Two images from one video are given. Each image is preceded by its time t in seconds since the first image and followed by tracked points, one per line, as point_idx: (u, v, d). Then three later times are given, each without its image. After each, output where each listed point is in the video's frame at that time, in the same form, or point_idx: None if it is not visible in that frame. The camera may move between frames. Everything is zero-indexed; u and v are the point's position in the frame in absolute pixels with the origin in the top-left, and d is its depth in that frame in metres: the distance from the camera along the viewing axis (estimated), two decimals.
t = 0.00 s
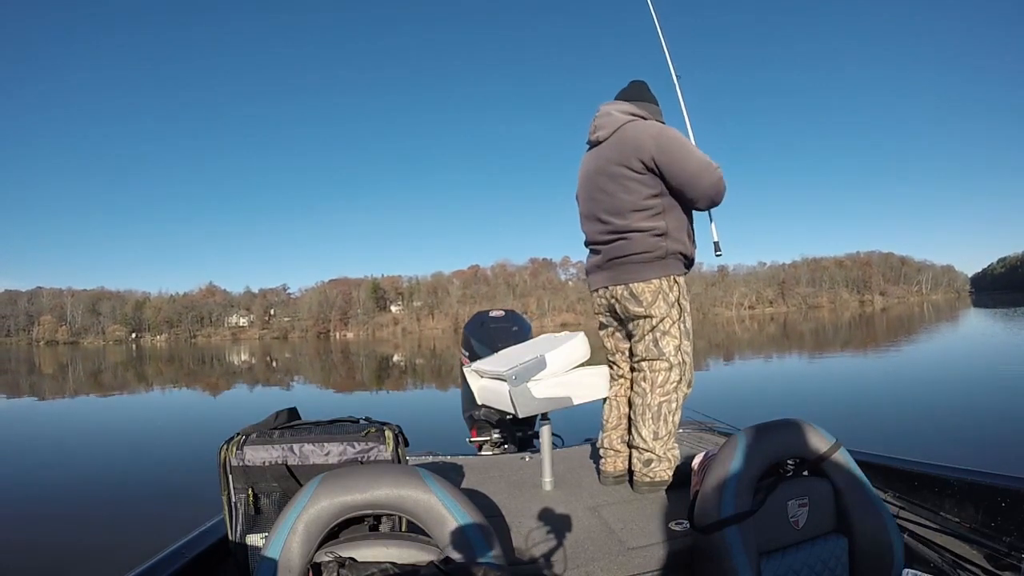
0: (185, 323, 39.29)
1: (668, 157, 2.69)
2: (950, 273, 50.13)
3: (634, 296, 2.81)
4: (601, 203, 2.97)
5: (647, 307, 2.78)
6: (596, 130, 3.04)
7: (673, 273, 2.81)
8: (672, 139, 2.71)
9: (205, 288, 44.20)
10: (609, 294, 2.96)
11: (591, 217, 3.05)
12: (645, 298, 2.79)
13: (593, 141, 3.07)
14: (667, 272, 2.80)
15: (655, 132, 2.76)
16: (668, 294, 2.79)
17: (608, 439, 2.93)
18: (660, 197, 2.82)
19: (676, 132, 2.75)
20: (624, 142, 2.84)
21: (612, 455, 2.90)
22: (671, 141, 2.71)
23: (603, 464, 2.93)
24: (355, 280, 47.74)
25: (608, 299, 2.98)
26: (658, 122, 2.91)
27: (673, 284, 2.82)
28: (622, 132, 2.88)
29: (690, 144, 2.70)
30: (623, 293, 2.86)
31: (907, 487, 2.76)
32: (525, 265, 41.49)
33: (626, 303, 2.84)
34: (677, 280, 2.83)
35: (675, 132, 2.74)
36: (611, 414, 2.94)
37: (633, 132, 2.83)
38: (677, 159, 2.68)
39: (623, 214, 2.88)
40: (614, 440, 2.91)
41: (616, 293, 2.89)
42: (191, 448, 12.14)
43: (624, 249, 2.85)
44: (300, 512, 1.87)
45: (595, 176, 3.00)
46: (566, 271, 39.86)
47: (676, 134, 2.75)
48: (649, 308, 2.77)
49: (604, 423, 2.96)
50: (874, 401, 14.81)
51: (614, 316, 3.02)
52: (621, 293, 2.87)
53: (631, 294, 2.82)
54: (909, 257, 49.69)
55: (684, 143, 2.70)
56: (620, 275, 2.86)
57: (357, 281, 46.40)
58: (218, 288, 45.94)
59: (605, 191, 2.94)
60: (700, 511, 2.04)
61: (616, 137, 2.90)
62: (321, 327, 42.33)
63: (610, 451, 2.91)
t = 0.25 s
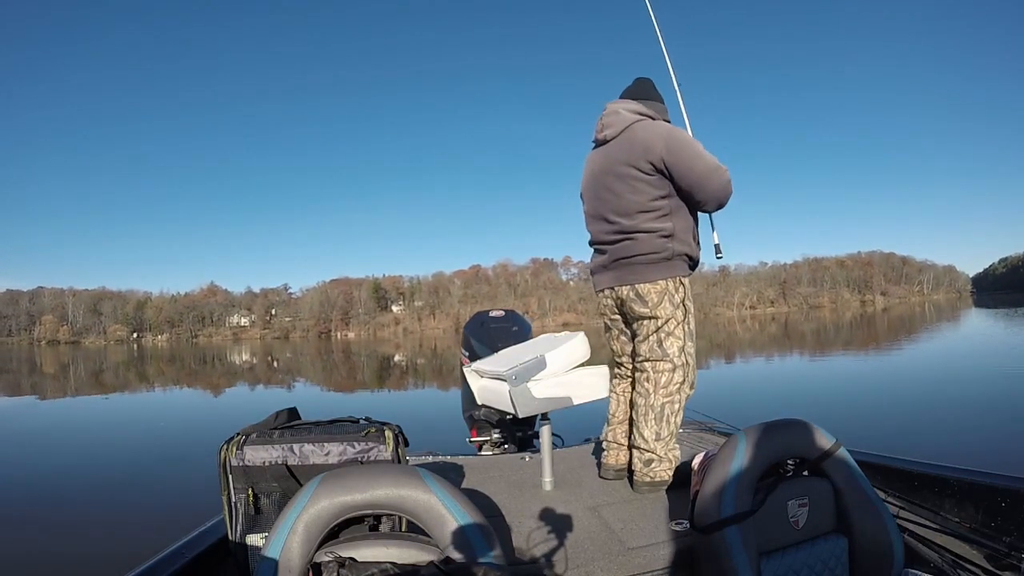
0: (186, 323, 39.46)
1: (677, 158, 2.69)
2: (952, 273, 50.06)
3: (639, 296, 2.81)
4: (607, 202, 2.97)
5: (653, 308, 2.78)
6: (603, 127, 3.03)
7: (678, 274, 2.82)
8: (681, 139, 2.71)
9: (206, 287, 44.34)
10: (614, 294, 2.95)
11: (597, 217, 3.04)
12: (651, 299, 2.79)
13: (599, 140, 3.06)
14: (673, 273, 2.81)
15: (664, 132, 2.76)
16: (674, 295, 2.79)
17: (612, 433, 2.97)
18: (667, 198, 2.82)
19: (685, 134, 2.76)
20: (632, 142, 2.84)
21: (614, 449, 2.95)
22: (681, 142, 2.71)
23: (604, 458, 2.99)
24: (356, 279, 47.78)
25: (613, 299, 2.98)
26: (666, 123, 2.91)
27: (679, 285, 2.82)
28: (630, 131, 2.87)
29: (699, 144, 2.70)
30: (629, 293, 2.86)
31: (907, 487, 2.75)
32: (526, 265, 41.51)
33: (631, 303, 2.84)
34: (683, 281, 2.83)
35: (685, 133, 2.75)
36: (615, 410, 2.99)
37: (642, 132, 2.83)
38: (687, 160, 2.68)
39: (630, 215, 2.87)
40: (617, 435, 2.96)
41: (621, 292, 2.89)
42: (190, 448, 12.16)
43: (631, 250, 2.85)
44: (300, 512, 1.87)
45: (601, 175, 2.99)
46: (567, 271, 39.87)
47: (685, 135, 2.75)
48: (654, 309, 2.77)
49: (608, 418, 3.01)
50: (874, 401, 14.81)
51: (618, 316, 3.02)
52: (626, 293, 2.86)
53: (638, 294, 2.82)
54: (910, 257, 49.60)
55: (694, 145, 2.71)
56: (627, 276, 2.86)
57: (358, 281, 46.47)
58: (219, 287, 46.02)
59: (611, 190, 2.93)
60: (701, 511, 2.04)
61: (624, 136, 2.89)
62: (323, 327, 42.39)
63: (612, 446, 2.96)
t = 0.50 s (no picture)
0: (187, 322, 39.58)
1: (678, 160, 2.68)
2: (953, 274, 50.02)
3: (641, 297, 2.82)
4: (609, 203, 2.97)
5: (655, 308, 2.78)
6: (605, 130, 3.01)
7: (680, 275, 2.82)
8: (681, 141, 2.70)
9: (208, 287, 44.42)
10: (617, 295, 2.96)
11: (599, 218, 3.05)
12: (652, 299, 2.79)
13: (601, 142, 3.06)
14: (675, 273, 2.81)
15: (664, 133, 2.75)
16: (675, 296, 2.79)
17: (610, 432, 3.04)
18: (668, 199, 2.82)
19: (686, 135, 2.75)
20: (633, 144, 2.84)
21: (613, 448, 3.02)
22: (682, 144, 2.70)
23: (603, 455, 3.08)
24: (358, 279, 47.80)
25: (615, 300, 2.99)
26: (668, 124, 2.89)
27: (680, 286, 2.82)
28: (631, 133, 2.87)
29: (700, 145, 2.70)
30: (631, 294, 2.86)
31: (907, 487, 2.75)
32: (527, 265, 41.52)
33: (633, 304, 2.85)
34: (685, 281, 2.83)
35: (686, 135, 2.74)
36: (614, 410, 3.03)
37: (644, 133, 2.81)
38: (688, 162, 2.67)
39: (631, 216, 2.88)
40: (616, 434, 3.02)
41: (623, 293, 2.90)
42: (190, 448, 12.15)
43: (633, 251, 2.85)
44: (300, 512, 1.87)
45: (603, 177, 2.99)
46: (568, 271, 39.89)
47: (686, 135, 2.74)
48: (656, 310, 2.77)
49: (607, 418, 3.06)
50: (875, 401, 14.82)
51: (620, 316, 3.03)
52: (628, 293, 2.87)
53: (639, 295, 2.82)
54: (912, 258, 49.55)
55: (696, 146, 2.70)
56: (629, 277, 2.86)
57: (360, 281, 46.51)
58: (220, 287, 46.07)
59: (613, 192, 2.94)
60: (701, 512, 2.04)
61: (627, 137, 2.87)
62: (324, 326, 42.43)
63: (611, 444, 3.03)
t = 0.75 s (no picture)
0: (188, 322, 39.67)
1: (670, 162, 2.69)
2: (955, 275, 49.93)
3: (637, 298, 2.82)
4: (605, 206, 2.99)
5: (650, 308, 2.79)
6: (601, 135, 3.04)
7: (676, 274, 2.82)
8: (674, 143, 2.72)
9: (209, 286, 44.48)
10: (614, 296, 2.97)
11: (597, 221, 3.07)
12: (648, 299, 2.79)
13: (598, 147, 3.09)
14: (670, 274, 2.81)
15: (657, 137, 2.77)
16: (671, 295, 2.79)
17: (608, 430, 3.10)
18: (662, 201, 2.83)
19: (679, 137, 2.76)
20: (626, 148, 2.86)
21: (610, 443, 3.10)
22: (674, 147, 2.71)
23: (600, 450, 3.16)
24: (359, 279, 47.79)
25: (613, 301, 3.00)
26: (663, 128, 2.90)
27: (676, 286, 2.82)
28: (625, 137, 2.89)
29: (692, 146, 2.71)
30: (627, 295, 2.87)
31: (907, 487, 2.74)
32: (528, 265, 41.51)
33: (629, 305, 2.85)
34: (681, 281, 2.83)
35: (679, 137, 2.75)
36: (611, 410, 3.09)
37: (637, 138, 2.83)
38: (681, 165, 2.68)
39: (626, 218, 2.90)
40: (613, 432, 3.09)
41: (620, 294, 2.91)
42: (190, 448, 12.12)
43: (628, 252, 2.87)
44: (300, 511, 1.88)
45: (598, 181, 3.02)
46: (569, 271, 39.86)
47: (679, 138, 2.75)
48: (651, 309, 2.78)
49: (604, 416, 3.12)
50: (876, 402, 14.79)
51: (618, 317, 3.05)
52: (624, 294, 2.88)
53: (635, 296, 2.83)
54: (913, 259, 49.43)
55: (688, 149, 2.70)
56: (625, 278, 2.87)
57: (361, 281, 46.52)
58: (221, 286, 46.11)
59: (608, 195, 2.96)
60: (701, 512, 2.03)
61: (621, 142, 2.90)
62: (325, 326, 42.43)
63: (608, 440, 3.10)
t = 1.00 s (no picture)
0: (189, 322, 39.82)
1: (655, 167, 2.71)
2: (956, 275, 49.86)
3: (626, 298, 2.85)
4: (596, 212, 3.03)
5: (639, 308, 2.80)
6: (593, 144, 3.08)
7: (665, 274, 2.83)
8: (659, 147, 2.73)
9: (211, 286, 44.61)
10: (606, 298, 3.00)
11: (590, 226, 3.11)
12: (637, 299, 2.81)
13: (591, 154, 3.12)
14: (659, 274, 2.82)
15: (643, 142, 2.79)
16: (659, 295, 2.80)
17: (604, 432, 3.10)
18: (651, 204, 2.84)
19: (665, 141, 2.77)
20: (615, 154, 2.88)
21: (607, 445, 3.09)
22: (659, 151, 2.72)
23: (597, 452, 3.13)
24: (360, 279, 47.80)
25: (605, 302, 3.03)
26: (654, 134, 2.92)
27: (666, 285, 2.83)
28: (614, 144, 2.91)
29: (678, 150, 2.72)
30: (617, 295, 2.90)
31: (907, 487, 2.74)
32: (530, 265, 41.53)
33: (619, 305, 2.87)
34: (671, 281, 2.84)
35: (664, 142, 2.76)
36: (608, 411, 3.09)
37: (624, 145, 2.85)
38: (665, 169, 2.69)
39: (616, 223, 2.93)
40: (610, 434, 3.08)
41: (610, 295, 2.94)
42: (191, 448, 12.12)
43: (618, 255, 2.90)
44: (300, 512, 1.88)
45: (590, 188, 3.05)
46: (570, 271, 39.86)
47: (665, 142, 2.76)
48: (640, 309, 2.79)
49: (601, 417, 3.12)
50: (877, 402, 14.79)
51: (611, 319, 3.07)
52: (615, 295, 2.91)
53: (624, 296, 2.85)
54: (915, 259, 49.34)
55: (673, 152, 2.71)
56: (615, 280, 2.90)
57: (362, 281, 46.55)
58: (223, 286, 46.16)
59: (599, 201, 2.99)
60: (701, 511, 2.04)
61: (610, 149, 2.93)
62: (326, 326, 42.43)
63: (606, 441, 3.10)
